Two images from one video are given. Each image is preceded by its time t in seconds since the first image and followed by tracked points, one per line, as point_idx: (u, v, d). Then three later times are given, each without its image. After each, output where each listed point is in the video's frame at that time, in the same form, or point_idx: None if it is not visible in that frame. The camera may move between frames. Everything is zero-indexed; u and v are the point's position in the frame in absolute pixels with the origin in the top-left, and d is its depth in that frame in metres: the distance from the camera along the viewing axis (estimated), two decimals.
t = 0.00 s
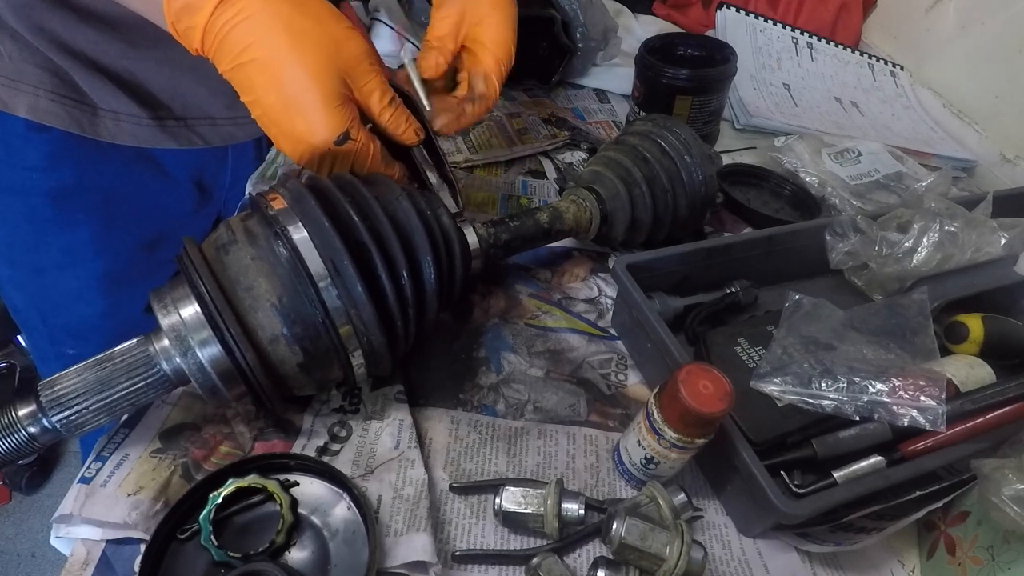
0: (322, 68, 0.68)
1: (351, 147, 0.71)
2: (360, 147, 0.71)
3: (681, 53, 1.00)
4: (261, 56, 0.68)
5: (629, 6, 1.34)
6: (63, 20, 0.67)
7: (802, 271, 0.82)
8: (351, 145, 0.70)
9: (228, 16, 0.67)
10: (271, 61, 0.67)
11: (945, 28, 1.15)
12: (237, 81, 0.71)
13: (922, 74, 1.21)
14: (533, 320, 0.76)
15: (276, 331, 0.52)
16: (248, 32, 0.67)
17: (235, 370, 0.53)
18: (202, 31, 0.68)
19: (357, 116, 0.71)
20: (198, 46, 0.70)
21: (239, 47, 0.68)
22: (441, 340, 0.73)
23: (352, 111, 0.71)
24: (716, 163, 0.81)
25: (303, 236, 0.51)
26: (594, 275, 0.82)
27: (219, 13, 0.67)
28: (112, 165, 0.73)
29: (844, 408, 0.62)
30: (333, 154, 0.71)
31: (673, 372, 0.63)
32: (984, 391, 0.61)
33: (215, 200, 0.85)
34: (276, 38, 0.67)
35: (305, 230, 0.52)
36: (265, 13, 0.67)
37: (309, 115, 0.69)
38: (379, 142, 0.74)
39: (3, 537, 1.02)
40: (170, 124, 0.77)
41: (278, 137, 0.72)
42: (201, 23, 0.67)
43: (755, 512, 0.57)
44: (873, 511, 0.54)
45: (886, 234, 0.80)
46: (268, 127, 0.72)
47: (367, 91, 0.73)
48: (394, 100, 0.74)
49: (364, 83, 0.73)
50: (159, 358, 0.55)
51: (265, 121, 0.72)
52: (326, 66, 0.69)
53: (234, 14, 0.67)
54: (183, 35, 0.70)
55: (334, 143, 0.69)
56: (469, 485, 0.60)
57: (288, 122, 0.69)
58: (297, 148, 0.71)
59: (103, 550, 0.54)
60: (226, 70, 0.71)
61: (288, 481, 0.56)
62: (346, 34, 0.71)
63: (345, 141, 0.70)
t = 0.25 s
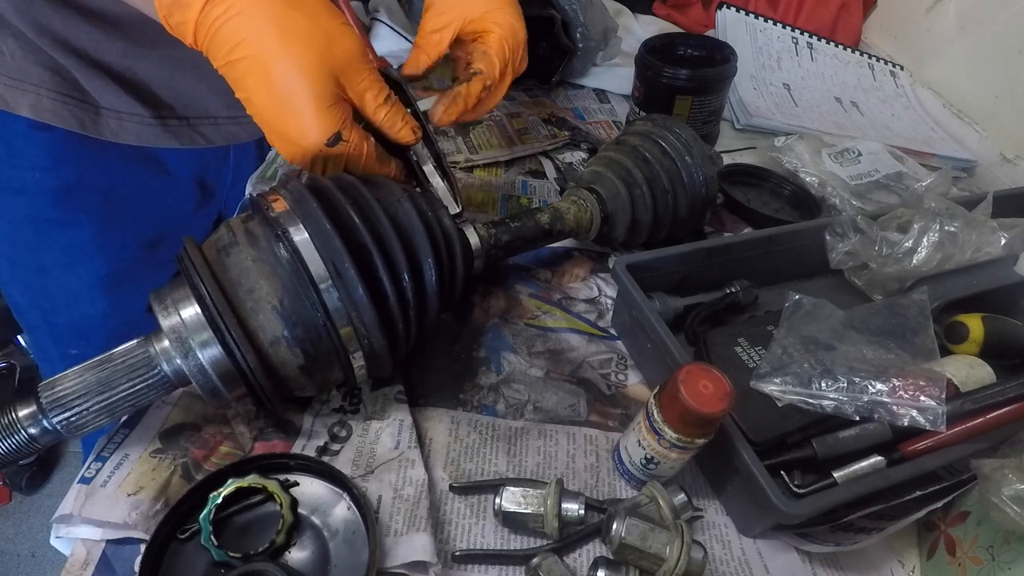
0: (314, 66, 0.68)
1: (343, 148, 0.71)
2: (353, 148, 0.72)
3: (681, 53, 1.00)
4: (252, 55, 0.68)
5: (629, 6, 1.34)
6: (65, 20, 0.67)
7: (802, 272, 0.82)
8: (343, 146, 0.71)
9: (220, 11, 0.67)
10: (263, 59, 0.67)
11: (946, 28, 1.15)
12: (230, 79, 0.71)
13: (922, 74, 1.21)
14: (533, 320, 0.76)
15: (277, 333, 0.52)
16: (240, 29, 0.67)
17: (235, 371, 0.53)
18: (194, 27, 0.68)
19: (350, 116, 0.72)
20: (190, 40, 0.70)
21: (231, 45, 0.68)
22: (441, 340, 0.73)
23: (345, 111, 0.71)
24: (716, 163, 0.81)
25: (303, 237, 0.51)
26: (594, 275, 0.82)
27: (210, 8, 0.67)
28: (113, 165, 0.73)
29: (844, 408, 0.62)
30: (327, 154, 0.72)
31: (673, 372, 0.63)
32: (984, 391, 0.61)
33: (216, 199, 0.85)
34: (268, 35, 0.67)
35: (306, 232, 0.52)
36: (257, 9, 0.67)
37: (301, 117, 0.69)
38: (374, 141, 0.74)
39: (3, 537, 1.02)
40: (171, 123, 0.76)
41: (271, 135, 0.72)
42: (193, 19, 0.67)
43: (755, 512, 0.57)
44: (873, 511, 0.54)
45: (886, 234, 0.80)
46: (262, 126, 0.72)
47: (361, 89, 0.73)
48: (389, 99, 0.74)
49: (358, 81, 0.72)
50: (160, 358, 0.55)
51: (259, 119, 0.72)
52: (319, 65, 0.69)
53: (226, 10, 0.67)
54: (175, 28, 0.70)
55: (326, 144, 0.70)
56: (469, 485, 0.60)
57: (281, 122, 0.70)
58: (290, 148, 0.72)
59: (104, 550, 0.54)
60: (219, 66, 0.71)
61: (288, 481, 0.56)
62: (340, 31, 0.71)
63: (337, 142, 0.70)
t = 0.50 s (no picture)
0: (317, 80, 0.69)
1: (343, 157, 0.73)
2: (351, 157, 0.73)
3: (681, 53, 1.00)
4: (257, 71, 0.68)
5: (629, 6, 1.34)
6: (63, 19, 0.68)
7: (802, 272, 0.82)
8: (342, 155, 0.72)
9: (227, 26, 0.67)
10: (267, 74, 0.68)
11: (946, 28, 1.15)
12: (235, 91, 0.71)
13: (923, 74, 1.21)
14: (533, 320, 0.76)
15: (277, 334, 0.52)
16: (246, 44, 0.67)
17: (235, 371, 0.53)
18: (204, 40, 0.68)
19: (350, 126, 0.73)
20: (201, 52, 0.70)
21: (236, 61, 0.68)
22: (441, 340, 0.73)
23: (345, 122, 0.72)
24: (716, 163, 0.81)
25: (303, 237, 0.51)
26: (594, 275, 0.82)
27: (217, 23, 0.66)
28: (110, 164, 0.73)
29: (844, 408, 0.62)
30: (326, 163, 0.73)
31: (673, 372, 0.63)
32: (984, 391, 0.61)
33: (215, 199, 0.84)
34: (273, 52, 0.67)
35: (306, 231, 0.52)
36: (263, 26, 0.67)
37: (302, 129, 0.69)
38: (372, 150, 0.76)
39: (3, 537, 1.02)
40: (169, 122, 0.77)
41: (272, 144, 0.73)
42: (201, 33, 0.67)
43: (755, 512, 0.57)
44: (873, 511, 0.54)
45: (886, 234, 0.80)
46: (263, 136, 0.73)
47: (362, 100, 0.73)
48: (388, 108, 0.74)
49: (359, 94, 0.73)
50: (160, 358, 0.55)
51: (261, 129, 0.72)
52: (321, 80, 0.69)
53: (232, 26, 0.67)
54: (184, 41, 0.69)
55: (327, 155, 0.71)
56: (469, 485, 0.60)
57: (282, 133, 0.70)
58: (290, 158, 0.72)
59: (103, 550, 0.54)
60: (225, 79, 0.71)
61: (289, 481, 0.56)
62: (345, 46, 0.71)
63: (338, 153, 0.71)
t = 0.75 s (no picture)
0: (315, 77, 0.69)
1: (343, 156, 0.73)
2: (351, 155, 0.73)
3: (681, 53, 1.00)
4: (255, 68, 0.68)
5: (629, 6, 1.34)
6: (65, 19, 0.67)
7: (802, 272, 0.82)
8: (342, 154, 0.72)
9: (223, 22, 0.67)
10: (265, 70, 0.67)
11: (945, 28, 1.15)
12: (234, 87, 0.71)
13: (922, 74, 1.21)
14: (533, 320, 0.76)
15: (278, 334, 0.52)
16: (243, 39, 0.67)
17: (235, 371, 0.53)
18: (200, 35, 0.68)
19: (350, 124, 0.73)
20: (197, 46, 0.70)
21: (233, 57, 0.68)
22: (441, 340, 0.73)
23: (344, 120, 0.72)
24: (716, 163, 0.81)
25: (304, 238, 0.51)
26: (594, 275, 0.82)
27: (213, 18, 0.66)
28: (111, 165, 0.73)
29: (844, 408, 0.62)
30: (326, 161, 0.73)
31: (673, 372, 0.63)
32: (983, 391, 0.61)
33: (216, 200, 0.84)
34: (271, 47, 0.67)
35: (306, 232, 0.52)
36: (260, 21, 0.66)
37: (301, 126, 0.70)
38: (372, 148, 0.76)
39: (3, 537, 1.02)
40: (170, 123, 0.76)
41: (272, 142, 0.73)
42: (197, 28, 0.67)
43: (755, 513, 0.57)
44: (873, 511, 0.54)
45: (886, 234, 0.80)
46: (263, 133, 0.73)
47: (362, 96, 0.73)
48: (389, 104, 0.74)
49: (359, 90, 0.73)
50: (160, 358, 0.55)
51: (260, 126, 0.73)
52: (320, 76, 0.69)
53: (229, 22, 0.67)
54: (182, 35, 0.69)
55: (326, 153, 0.71)
56: (469, 485, 0.60)
57: (281, 131, 0.70)
58: (290, 155, 0.73)
59: (103, 550, 0.54)
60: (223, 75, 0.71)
61: (289, 481, 0.56)
62: (343, 42, 0.71)
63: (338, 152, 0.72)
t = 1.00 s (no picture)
0: (319, 75, 0.68)
1: (345, 154, 0.72)
2: (354, 154, 0.73)
3: (681, 54, 1.00)
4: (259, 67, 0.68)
5: (629, 6, 1.34)
6: (64, 19, 0.67)
7: (803, 272, 0.82)
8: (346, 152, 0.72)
9: (228, 21, 0.67)
10: (268, 69, 0.67)
11: (946, 28, 1.15)
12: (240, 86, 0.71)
13: (922, 74, 1.21)
14: (533, 320, 0.76)
15: (277, 333, 0.52)
16: (247, 39, 0.67)
17: (235, 371, 0.53)
18: (205, 34, 0.68)
19: (353, 122, 0.73)
20: (203, 46, 0.70)
21: (237, 56, 0.68)
22: (441, 340, 0.73)
23: (348, 118, 0.72)
24: (716, 163, 0.81)
25: (303, 237, 0.51)
26: (594, 275, 0.82)
27: (218, 18, 0.66)
28: (112, 165, 0.73)
29: (844, 408, 0.62)
30: (330, 159, 0.73)
31: (673, 372, 0.63)
32: (983, 391, 0.61)
33: (215, 200, 0.85)
34: (275, 46, 0.67)
35: (306, 232, 0.52)
36: (264, 20, 0.67)
37: (305, 124, 0.69)
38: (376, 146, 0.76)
39: (3, 537, 1.02)
40: (170, 123, 0.76)
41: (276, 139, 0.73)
42: (202, 28, 0.67)
43: (755, 512, 0.57)
44: (873, 511, 0.54)
45: (886, 234, 0.80)
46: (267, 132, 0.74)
47: (366, 95, 0.73)
48: (392, 103, 0.74)
49: (363, 88, 0.72)
50: (160, 358, 0.55)
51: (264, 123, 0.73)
52: (324, 74, 0.69)
53: (233, 21, 0.67)
54: (187, 34, 0.69)
55: (330, 151, 0.71)
56: (469, 485, 0.60)
57: (285, 129, 0.71)
58: (294, 153, 0.73)
59: (103, 550, 0.54)
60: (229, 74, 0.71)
61: (288, 481, 0.56)
62: (348, 40, 0.71)
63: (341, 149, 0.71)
